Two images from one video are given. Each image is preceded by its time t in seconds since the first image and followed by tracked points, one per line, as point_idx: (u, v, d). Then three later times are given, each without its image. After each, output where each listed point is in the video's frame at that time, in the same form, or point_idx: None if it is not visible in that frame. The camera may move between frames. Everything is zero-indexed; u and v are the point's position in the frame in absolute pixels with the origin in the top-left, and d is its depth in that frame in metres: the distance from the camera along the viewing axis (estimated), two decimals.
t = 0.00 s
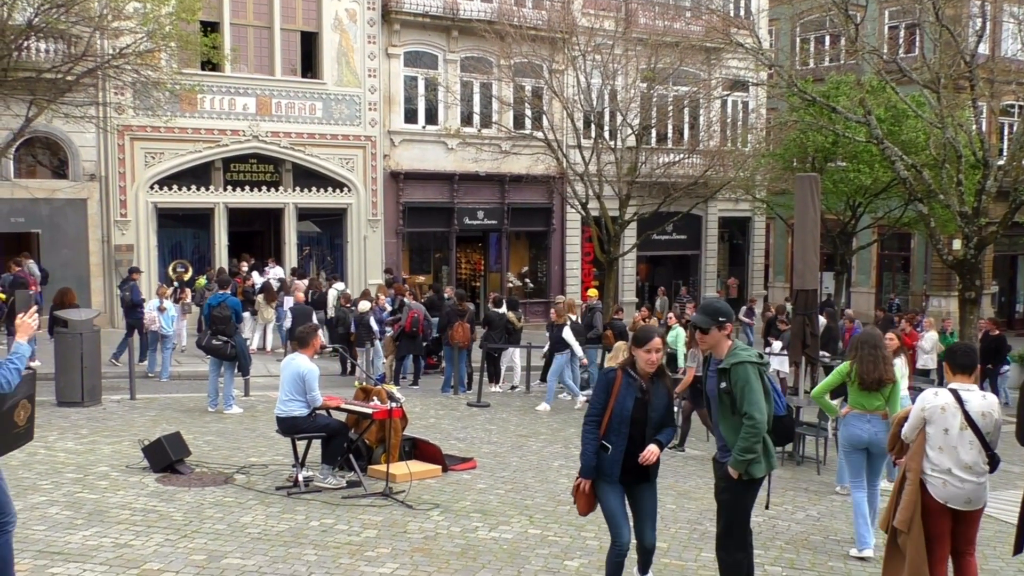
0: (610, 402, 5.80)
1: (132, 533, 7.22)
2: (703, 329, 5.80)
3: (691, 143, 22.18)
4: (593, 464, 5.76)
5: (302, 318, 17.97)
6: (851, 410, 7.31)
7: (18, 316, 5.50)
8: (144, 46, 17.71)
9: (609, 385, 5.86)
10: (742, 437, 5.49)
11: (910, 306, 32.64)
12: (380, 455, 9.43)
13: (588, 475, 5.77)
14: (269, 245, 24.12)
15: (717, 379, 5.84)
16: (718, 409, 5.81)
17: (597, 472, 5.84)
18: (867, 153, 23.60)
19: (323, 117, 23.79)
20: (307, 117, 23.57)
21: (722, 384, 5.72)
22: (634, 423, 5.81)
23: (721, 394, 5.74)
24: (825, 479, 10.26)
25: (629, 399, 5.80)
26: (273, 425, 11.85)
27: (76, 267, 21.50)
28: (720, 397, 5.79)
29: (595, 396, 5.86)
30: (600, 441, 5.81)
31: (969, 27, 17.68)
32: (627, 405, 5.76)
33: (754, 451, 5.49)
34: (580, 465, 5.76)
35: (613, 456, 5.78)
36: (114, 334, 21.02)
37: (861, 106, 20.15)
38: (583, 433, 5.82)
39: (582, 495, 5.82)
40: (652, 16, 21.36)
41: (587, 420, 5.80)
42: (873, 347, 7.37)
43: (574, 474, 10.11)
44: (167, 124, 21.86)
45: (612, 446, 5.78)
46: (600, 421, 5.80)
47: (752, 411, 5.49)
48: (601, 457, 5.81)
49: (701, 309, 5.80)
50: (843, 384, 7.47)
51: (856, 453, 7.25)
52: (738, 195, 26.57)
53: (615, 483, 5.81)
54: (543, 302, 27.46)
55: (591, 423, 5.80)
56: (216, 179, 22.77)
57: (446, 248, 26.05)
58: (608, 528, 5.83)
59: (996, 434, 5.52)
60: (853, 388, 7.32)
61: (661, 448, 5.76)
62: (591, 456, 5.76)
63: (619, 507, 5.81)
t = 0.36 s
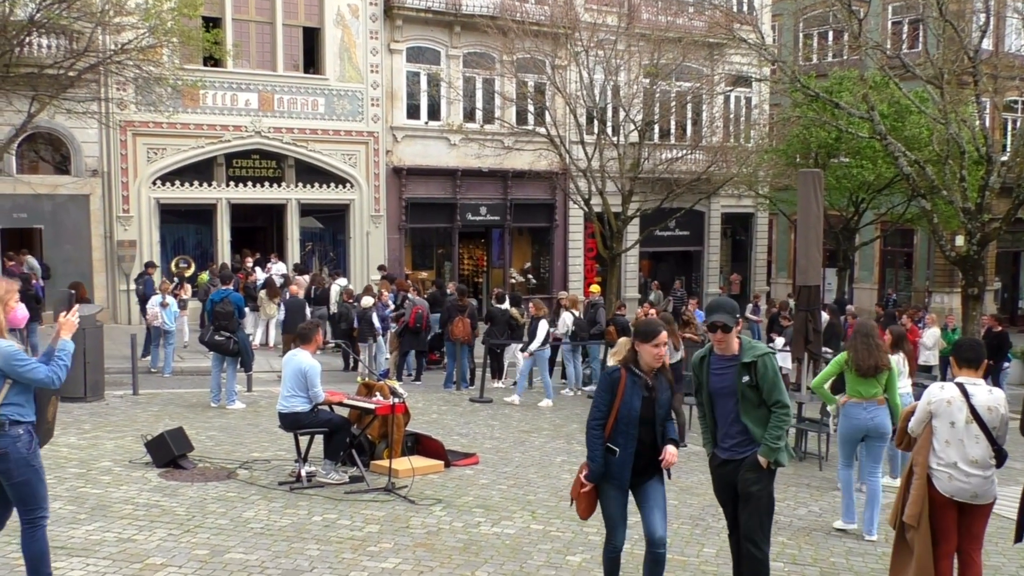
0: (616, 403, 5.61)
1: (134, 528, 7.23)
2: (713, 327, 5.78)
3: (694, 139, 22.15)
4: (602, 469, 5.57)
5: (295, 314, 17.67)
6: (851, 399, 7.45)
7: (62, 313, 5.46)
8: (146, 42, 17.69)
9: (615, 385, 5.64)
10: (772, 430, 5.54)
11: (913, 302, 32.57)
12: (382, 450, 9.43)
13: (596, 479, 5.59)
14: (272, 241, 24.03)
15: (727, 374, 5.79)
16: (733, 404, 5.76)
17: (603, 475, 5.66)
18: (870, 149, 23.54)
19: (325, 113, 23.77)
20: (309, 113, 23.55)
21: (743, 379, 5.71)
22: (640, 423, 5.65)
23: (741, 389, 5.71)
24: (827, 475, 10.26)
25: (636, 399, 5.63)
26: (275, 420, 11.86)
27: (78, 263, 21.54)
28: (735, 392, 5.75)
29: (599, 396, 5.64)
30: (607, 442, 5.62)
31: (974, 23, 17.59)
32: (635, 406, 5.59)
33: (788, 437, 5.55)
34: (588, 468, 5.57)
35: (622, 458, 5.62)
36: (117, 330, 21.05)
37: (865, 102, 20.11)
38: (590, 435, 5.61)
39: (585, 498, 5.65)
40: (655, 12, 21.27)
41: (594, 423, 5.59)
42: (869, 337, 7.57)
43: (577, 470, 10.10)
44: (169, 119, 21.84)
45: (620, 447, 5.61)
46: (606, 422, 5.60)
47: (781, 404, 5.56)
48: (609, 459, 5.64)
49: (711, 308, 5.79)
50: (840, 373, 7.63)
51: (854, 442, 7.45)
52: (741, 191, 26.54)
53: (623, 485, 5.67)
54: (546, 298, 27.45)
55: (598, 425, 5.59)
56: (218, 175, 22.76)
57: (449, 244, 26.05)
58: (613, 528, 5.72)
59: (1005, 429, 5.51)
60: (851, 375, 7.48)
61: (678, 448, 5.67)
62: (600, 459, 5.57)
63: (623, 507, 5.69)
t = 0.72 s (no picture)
0: (645, 409, 5.26)
1: (138, 523, 7.24)
2: (734, 328, 5.62)
3: (697, 135, 22.15)
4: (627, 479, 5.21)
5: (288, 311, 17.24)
6: (836, 393, 7.69)
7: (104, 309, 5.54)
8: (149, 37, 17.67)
9: (645, 389, 5.29)
10: (789, 432, 5.61)
11: (916, 298, 32.54)
12: (385, 446, 9.43)
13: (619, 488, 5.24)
14: (274, 237, 24.16)
15: (744, 377, 5.67)
16: (750, 407, 5.66)
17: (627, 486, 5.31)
18: (874, 144, 23.50)
19: (328, 109, 23.75)
20: (312, 109, 23.53)
21: (761, 382, 5.64)
22: (670, 432, 5.30)
23: (759, 392, 5.63)
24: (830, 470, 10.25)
25: (666, 405, 5.28)
26: (278, 416, 11.86)
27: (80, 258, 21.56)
28: (752, 395, 5.65)
29: (627, 401, 5.29)
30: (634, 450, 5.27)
31: (979, 18, 17.54)
32: (666, 414, 5.24)
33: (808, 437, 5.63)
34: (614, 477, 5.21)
35: (650, 469, 5.26)
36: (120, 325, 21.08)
37: (868, 98, 20.07)
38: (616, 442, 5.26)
39: (608, 508, 5.31)
40: (657, 7, 21.06)
41: (621, 429, 5.24)
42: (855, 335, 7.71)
43: (580, 465, 10.10)
44: (172, 115, 21.82)
45: (648, 458, 5.25)
46: (633, 429, 5.26)
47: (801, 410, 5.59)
48: (635, 469, 5.28)
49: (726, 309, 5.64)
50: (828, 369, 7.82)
51: (839, 434, 7.73)
52: (744, 186, 26.53)
53: (648, 497, 5.31)
54: (548, 294, 27.43)
55: (625, 431, 5.24)
56: (221, 171, 22.75)
57: (452, 240, 26.06)
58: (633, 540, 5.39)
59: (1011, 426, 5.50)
60: (836, 372, 7.69)
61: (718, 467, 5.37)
62: (626, 467, 5.22)
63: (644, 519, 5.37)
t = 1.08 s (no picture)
0: (674, 400, 4.88)
1: (142, 518, 7.26)
2: (785, 322, 5.41)
3: (700, 131, 22.13)
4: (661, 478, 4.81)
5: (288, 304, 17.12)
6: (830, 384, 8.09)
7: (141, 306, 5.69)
8: (152, 33, 17.67)
9: (673, 381, 4.91)
10: (822, 440, 5.50)
11: (920, 294, 32.52)
12: (388, 442, 9.45)
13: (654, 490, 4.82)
14: (278, 233, 24.17)
15: (789, 377, 5.49)
16: (791, 407, 5.47)
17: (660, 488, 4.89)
18: (878, 140, 23.44)
19: (331, 105, 23.75)
20: (315, 105, 23.54)
21: (806, 384, 5.49)
22: (701, 424, 4.94)
23: (803, 393, 5.48)
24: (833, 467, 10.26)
25: (696, 396, 4.90)
26: (282, 412, 11.89)
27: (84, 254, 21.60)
28: (796, 396, 5.47)
29: (654, 393, 4.92)
30: (664, 445, 4.88)
31: (982, 14, 17.49)
32: (698, 403, 4.87)
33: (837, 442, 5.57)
34: (648, 476, 4.79)
35: (681, 464, 4.87)
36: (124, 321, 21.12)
37: (872, 93, 20.03)
38: (645, 437, 4.86)
39: (643, 516, 4.87)
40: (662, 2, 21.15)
41: (649, 422, 4.86)
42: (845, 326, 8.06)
43: (583, 461, 10.12)
44: (176, 111, 21.83)
45: (679, 452, 4.87)
46: (662, 422, 4.87)
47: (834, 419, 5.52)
48: (666, 466, 4.88)
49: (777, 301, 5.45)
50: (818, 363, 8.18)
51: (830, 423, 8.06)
52: (748, 182, 26.49)
53: (682, 494, 4.91)
54: (552, 291, 27.43)
55: (654, 425, 4.86)
56: (224, 167, 22.78)
57: (455, 236, 26.07)
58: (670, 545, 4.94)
59: None
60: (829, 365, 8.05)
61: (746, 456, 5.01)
62: (658, 465, 4.81)
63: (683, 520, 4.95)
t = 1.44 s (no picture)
0: (713, 417, 4.47)
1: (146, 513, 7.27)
2: (823, 317, 5.37)
3: (704, 127, 22.07)
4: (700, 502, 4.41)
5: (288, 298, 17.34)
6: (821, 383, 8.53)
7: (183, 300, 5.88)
8: (155, 29, 17.66)
9: (712, 395, 4.49)
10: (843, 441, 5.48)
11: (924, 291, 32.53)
12: (392, 438, 9.48)
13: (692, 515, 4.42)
14: (283, 228, 24.28)
15: (824, 376, 5.41)
16: (822, 407, 5.40)
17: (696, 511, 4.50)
18: (882, 136, 23.35)
19: (334, 101, 23.75)
20: (319, 101, 23.53)
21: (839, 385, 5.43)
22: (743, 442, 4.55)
23: (836, 395, 5.40)
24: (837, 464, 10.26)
25: (736, 410, 4.50)
26: (286, 408, 11.90)
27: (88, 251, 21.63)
28: (829, 396, 5.41)
29: (691, 408, 4.50)
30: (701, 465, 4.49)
31: (987, 10, 17.42)
32: (741, 421, 4.48)
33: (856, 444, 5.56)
34: (685, 500, 4.40)
35: (722, 486, 4.49)
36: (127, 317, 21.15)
37: (877, 89, 19.95)
38: (681, 457, 4.46)
39: (677, 543, 4.45)
40: None
41: (687, 441, 4.45)
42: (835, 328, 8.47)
43: (587, 457, 10.12)
44: (179, 107, 21.84)
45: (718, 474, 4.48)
46: (700, 441, 4.47)
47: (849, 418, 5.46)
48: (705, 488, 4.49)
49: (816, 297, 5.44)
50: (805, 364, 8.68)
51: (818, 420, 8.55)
52: (752, 178, 26.44)
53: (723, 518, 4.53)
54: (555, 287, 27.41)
55: (692, 444, 4.45)
56: (228, 163, 22.79)
57: (458, 232, 26.07)
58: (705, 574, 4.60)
59: None
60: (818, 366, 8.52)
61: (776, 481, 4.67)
62: (696, 487, 4.42)
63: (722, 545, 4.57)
